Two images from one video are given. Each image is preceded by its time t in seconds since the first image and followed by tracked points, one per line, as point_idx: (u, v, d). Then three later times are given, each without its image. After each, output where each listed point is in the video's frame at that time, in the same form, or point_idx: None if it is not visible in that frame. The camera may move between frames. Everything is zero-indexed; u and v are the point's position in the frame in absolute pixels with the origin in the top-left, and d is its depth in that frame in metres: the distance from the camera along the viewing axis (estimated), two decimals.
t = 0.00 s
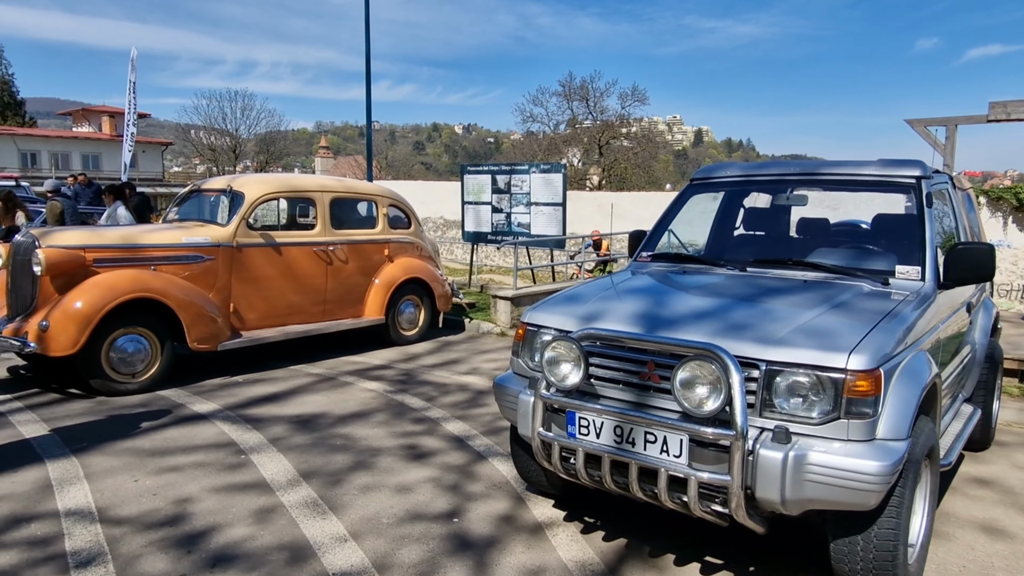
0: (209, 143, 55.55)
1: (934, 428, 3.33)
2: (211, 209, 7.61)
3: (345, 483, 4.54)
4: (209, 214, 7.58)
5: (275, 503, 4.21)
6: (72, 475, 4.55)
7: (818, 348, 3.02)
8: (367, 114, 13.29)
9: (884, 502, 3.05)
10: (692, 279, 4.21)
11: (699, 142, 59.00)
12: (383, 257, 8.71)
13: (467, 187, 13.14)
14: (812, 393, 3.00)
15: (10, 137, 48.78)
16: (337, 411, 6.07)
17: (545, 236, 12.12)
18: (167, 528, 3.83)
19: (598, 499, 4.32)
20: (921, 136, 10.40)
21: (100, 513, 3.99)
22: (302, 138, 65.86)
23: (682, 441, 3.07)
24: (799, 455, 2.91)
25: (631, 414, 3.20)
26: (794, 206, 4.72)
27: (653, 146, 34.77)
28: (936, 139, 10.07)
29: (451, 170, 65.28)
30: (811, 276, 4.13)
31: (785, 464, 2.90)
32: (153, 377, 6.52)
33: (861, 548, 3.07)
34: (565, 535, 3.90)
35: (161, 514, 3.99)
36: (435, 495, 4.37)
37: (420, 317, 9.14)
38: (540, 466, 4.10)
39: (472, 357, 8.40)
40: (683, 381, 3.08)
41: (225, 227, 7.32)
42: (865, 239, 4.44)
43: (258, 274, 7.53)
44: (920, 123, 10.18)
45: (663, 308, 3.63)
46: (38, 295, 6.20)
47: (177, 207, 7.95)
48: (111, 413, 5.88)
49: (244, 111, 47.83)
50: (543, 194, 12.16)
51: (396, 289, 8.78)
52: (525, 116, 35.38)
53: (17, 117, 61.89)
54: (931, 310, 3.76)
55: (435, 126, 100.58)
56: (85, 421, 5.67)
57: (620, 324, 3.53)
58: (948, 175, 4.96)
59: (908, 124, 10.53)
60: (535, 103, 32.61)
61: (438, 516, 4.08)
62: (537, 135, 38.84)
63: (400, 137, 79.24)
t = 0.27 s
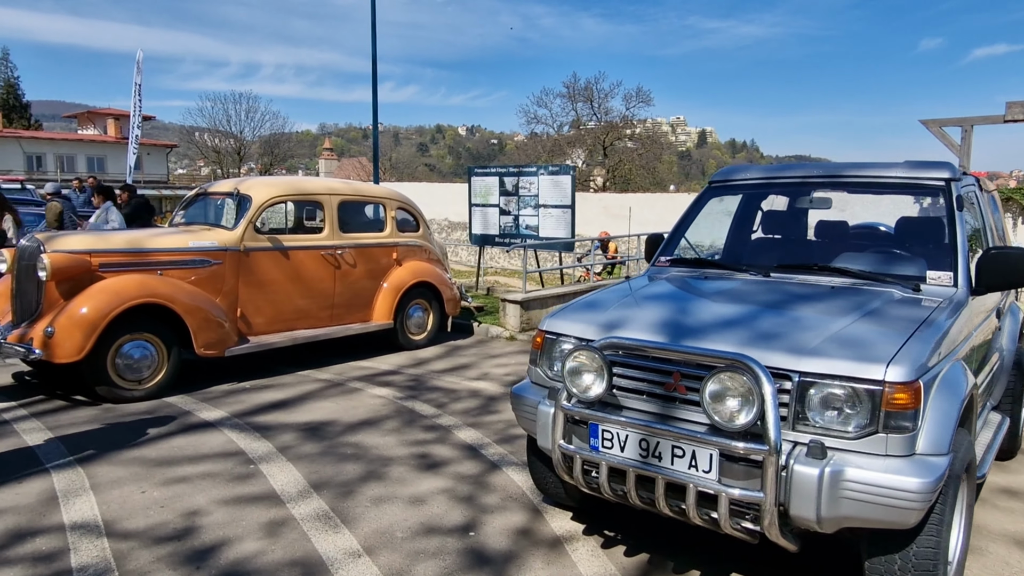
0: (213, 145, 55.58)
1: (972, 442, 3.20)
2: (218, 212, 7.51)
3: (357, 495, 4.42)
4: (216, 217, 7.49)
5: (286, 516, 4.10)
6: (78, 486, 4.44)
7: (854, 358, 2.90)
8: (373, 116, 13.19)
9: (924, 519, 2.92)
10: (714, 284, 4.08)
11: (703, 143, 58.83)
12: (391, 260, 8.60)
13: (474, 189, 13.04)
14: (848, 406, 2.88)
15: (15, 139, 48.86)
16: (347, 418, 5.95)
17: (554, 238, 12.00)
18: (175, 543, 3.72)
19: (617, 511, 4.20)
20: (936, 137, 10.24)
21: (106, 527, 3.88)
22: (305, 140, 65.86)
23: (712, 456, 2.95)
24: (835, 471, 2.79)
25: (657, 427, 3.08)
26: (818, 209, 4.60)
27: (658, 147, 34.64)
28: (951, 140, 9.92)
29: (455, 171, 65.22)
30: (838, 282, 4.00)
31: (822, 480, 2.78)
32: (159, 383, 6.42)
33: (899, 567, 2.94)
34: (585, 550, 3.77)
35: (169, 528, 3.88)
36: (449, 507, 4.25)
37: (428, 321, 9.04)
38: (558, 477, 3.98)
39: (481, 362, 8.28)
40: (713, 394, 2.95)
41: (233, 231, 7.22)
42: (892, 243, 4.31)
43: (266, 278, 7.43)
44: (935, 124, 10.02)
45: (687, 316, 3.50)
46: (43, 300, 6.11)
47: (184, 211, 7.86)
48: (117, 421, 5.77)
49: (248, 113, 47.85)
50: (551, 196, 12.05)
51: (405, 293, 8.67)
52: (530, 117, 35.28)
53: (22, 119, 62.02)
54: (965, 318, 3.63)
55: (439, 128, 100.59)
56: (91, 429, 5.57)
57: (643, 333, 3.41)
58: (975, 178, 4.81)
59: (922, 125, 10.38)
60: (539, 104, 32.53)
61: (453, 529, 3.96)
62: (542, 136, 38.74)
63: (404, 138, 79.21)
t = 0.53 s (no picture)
0: (217, 148, 55.62)
1: (1008, 453, 3.10)
2: (225, 215, 7.44)
3: (369, 504, 4.33)
4: (223, 220, 7.41)
5: (298, 525, 4.01)
6: (85, 494, 4.36)
7: (889, 366, 2.79)
8: (380, 118, 13.12)
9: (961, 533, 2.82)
10: (735, 288, 3.98)
11: (706, 145, 58.72)
12: (399, 263, 8.51)
13: (481, 191, 12.96)
14: (883, 416, 2.77)
15: (20, 142, 48.95)
16: (357, 424, 5.86)
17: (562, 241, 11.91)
18: (185, 554, 3.63)
19: (636, 521, 4.10)
20: (949, 138, 10.12)
21: (114, 538, 3.79)
22: (308, 142, 65.91)
23: (742, 466, 2.86)
24: (871, 483, 2.69)
25: (684, 436, 2.98)
26: (840, 211, 4.52)
27: (662, 149, 34.56)
28: (965, 141, 9.80)
29: (458, 174, 65.23)
30: (863, 286, 3.91)
31: (857, 493, 2.67)
32: (166, 388, 6.33)
33: None
34: (605, 561, 3.67)
35: (178, 539, 3.79)
36: (464, 517, 4.15)
37: (436, 325, 8.95)
38: (577, 486, 3.88)
39: (491, 366, 8.19)
40: (743, 403, 2.86)
41: (240, 234, 7.15)
42: (917, 246, 4.21)
43: (273, 281, 7.34)
44: (949, 125, 9.89)
45: (711, 321, 3.40)
46: (49, 304, 6.04)
47: (190, 213, 7.79)
48: (124, 426, 5.69)
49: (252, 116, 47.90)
50: (559, 198, 11.95)
51: (413, 296, 8.58)
52: (534, 119, 35.23)
53: (27, 122, 62.19)
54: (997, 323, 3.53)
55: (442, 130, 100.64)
56: (97, 434, 5.48)
57: (667, 339, 3.31)
58: (1000, 179, 4.70)
59: (936, 126, 10.26)
60: (544, 106, 32.48)
61: (469, 540, 3.86)
62: (546, 139, 38.68)
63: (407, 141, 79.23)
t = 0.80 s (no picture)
0: (221, 150, 55.69)
1: None
2: (235, 217, 7.36)
3: (386, 512, 4.23)
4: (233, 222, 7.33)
5: (313, 534, 3.91)
6: (96, 501, 4.26)
7: (933, 373, 2.69)
8: (387, 120, 13.05)
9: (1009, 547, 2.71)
10: (762, 291, 3.88)
11: (710, 148, 58.63)
12: (410, 266, 8.42)
13: (489, 194, 12.88)
14: (928, 424, 2.67)
15: (25, 145, 49.04)
16: (369, 430, 5.77)
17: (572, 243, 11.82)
18: (200, 564, 3.54)
19: (660, 530, 4.00)
20: (964, 139, 10.00)
21: (127, 547, 3.70)
22: (312, 145, 65.97)
23: (780, 477, 2.75)
24: (917, 495, 2.58)
25: (719, 445, 2.88)
26: (867, 213, 4.39)
27: (667, 152, 34.48)
28: (981, 142, 9.68)
29: (461, 177, 65.23)
30: (895, 289, 3.81)
31: (902, 506, 2.57)
32: (176, 393, 6.24)
33: None
34: (630, 572, 3.57)
35: (192, 549, 3.70)
36: (483, 526, 4.05)
37: (447, 328, 8.86)
38: (601, 495, 3.78)
39: (502, 370, 8.09)
40: (781, 411, 2.76)
41: (250, 236, 7.07)
42: (948, 248, 4.10)
43: (283, 284, 7.25)
44: (965, 125, 9.77)
45: (742, 326, 3.30)
46: (58, 307, 5.96)
47: (200, 216, 7.71)
48: (133, 431, 5.60)
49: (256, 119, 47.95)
50: (569, 201, 11.87)
51: (423, 299, 8.49)
52: (538, 122, 35.18)
53: (32, 125, 62.35)
54: None
55: (445, 133, 100.71)
56: (106, 440, 5.38)
57: (697, 344, 3.21)
58: None
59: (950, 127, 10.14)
60: (548, 109, 32.45)
61: (490, 550, 3.77)
62: (550, 141, 38.63)
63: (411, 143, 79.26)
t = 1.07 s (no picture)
0: (225, 154, 55.73)
1: None
2: (245, 221, 7.27)
3: (405, 524, 4.12)
4: (244, 226, 7.25)
5: (332, 548, 3.80)
6: (107, 513, 4.16)
7: (986, 385, 2.57)
8: (396, 125, 13.00)
9: None
10: (795, 299, 3.77)
11: (713, 152, 58.56)
12: (421, 270, 8.33)
13: (499, 198, 12.80)
14: (981, 439, 2.56)
15: (30, 149, 49.11)
16: (384, 438, 5.67)
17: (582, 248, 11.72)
18: None
19: (688, 545, 3.88)
20: (980, 142, 9.88)
21: (141, 561, 3.59)
22: (315, 149, 66.03)
23: (825, 494, 2.65)
24: (972, 515, 2.46)
25: (759, 460, 2.78)
26: (898, 218, 4.28)
27: (671, 156, 34.41)
28: (998, 146, 9.56)
29: (464, 180, 65.21)
30: (932, 297, 3.69)
31: (957, 525, 2.45)
32: (186, 400, 6.14)
33: None
34: None
35: (208, 563, 3.59)
36: (506, 539, 3.94)
37: (458, 334, 8.76)
38: (628, 508, 3.68)
39: (515, 377, 7.99)
40: (827, 425, 2.65)
41: (261, 240, 6.97)
42: (984, 254, 3.98)
43: (295, 289, 7.15)
44: (982, 129, 9.64)
45: (779, 335, 3.19)
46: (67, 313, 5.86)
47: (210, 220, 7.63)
48: (144, 439, 5.50)
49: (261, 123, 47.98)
50: (579, 205, 11.76)
51: (435, 304, 8.39)
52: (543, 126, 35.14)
53: (37, 129, 62.48)
54: None
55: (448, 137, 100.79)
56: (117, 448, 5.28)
57: (734, 354, 3.10)
58: None
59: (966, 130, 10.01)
60: (553, 113, 32.41)
61: (514, 565, 3.65)
62: (554, 145, 38.57)
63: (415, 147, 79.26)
